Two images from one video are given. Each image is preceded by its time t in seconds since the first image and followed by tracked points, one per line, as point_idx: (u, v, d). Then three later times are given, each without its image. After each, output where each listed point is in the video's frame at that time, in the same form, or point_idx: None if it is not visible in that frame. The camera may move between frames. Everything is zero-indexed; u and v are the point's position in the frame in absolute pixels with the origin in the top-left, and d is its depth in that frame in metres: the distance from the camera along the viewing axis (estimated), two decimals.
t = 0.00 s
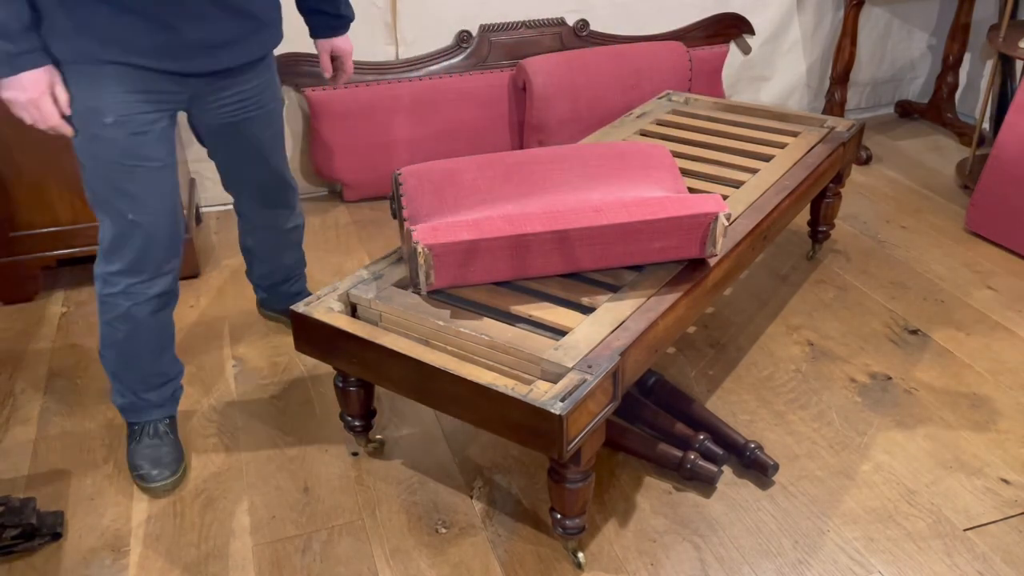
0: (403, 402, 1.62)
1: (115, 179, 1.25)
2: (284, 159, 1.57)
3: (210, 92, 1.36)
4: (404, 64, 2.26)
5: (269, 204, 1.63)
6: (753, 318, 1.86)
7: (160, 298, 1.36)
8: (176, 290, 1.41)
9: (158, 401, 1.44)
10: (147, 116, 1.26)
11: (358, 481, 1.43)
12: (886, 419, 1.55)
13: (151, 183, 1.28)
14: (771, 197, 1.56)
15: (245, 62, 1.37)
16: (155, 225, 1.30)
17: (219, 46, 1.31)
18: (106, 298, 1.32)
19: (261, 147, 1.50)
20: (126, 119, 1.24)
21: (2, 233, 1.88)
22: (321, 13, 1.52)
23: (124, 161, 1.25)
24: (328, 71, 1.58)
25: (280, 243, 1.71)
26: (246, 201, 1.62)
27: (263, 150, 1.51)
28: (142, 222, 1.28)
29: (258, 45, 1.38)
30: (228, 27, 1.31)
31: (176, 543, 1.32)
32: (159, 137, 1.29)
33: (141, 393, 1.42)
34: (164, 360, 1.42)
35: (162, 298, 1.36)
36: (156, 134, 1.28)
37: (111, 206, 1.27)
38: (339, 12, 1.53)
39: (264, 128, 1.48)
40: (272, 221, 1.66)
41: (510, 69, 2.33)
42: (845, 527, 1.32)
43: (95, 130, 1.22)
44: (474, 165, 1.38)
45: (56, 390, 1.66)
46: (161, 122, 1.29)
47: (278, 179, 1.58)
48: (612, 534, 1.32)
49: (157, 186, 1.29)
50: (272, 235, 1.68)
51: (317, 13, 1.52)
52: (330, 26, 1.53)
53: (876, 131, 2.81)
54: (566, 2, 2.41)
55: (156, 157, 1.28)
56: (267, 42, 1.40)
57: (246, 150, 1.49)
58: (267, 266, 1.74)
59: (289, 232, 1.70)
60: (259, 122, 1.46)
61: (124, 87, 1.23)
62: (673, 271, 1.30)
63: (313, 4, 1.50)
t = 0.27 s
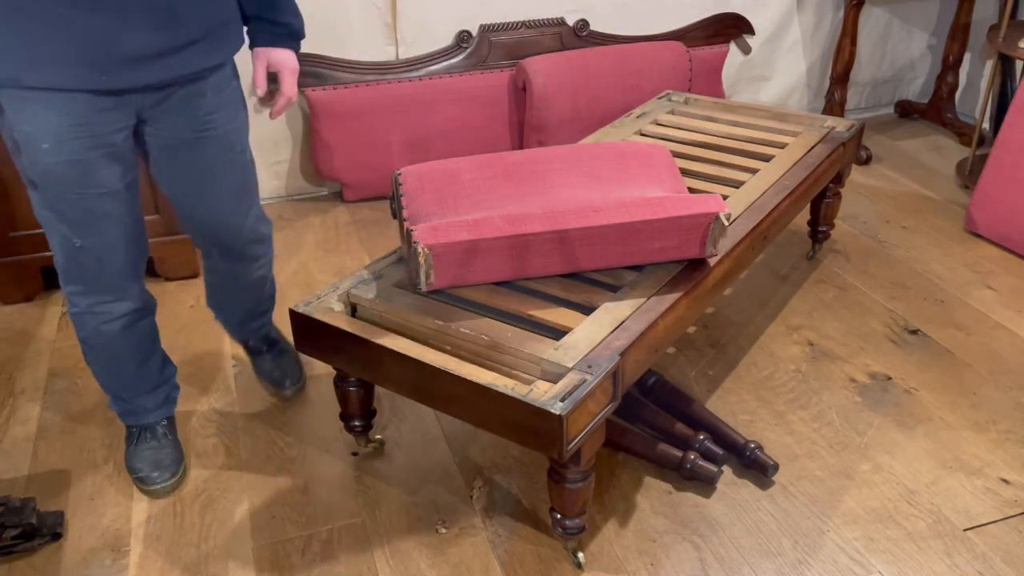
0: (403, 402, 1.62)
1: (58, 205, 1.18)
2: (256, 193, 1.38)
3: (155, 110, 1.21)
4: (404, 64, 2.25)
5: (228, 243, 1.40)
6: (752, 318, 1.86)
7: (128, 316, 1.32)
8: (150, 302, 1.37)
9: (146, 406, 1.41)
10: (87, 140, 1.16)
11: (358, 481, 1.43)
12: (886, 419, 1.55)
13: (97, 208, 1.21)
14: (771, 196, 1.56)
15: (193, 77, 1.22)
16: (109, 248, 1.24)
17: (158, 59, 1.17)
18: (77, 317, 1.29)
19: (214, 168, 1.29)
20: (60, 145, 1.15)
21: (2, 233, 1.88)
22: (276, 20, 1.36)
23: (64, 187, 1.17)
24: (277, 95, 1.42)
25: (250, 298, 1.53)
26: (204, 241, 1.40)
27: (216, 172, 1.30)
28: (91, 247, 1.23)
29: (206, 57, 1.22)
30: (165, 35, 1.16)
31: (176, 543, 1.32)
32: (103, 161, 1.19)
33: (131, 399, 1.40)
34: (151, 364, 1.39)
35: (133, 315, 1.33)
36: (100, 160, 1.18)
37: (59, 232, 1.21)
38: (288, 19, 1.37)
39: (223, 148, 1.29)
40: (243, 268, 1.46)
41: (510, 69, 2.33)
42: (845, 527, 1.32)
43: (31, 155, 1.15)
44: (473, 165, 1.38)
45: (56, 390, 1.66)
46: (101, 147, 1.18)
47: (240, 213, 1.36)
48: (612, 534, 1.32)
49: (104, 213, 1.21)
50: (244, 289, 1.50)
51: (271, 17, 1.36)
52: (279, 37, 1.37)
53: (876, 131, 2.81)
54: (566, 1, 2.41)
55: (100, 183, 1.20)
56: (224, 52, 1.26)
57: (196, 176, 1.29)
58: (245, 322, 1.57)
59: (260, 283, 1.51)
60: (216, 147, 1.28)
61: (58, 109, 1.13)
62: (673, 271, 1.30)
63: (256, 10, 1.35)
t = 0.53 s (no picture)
0: (404, 402, 1.62)
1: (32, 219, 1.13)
2: (236, 233, 1.23)
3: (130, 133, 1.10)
4: (404, 64, 2.25)
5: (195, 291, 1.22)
6: (753, 318, 1.86)
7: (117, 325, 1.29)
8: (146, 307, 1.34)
9: (155, 416, 1.42)
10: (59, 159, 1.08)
11: (358, 481, 1.43)
12: (886, 419, 1.55)
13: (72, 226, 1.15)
14: (771, 196, 1.56)
15: (174, 102, 1.10)
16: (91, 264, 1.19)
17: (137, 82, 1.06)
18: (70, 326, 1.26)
19: (187, 200, 1.15)
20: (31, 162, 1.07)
21: (3, 233, 1.88)
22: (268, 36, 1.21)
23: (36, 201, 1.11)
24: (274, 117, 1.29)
25: (221, 373, 1.30)
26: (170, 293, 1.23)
27: (190, 209, 1.15)
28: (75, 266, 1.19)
29: (189, 77, 1.10)
30: (142, 56, 1.05)
31: (176, 543, 1.32)
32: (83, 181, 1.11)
33: (132, 400, 1.39)
34: (150, 363, 1.38)
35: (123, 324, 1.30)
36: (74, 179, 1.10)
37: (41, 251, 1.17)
38: (281, 31, 1.22)
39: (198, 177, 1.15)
40: (213, 329, 1.26)
41: (510, 69, 2.33)
42: (845, 527, 1.32)
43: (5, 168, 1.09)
44: (473, 165, 1.38)
45: (56, 390, 1.66)
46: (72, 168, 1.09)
47: (213, 259, 1.20)
48: (612, 534, 1.32)
49: (86, 237, 1.16)
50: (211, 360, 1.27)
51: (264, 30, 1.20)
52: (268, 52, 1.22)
53: (876, 131, 2.81)
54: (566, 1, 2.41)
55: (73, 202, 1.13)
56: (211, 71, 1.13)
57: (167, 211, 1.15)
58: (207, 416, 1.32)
59: (232, 355, 1.29)
60: (192, 177, 1.14)
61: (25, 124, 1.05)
62: (673, 271, 1.30)
63: (246, 21, 1.19)
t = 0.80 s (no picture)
0: (403, 402, 1.62)
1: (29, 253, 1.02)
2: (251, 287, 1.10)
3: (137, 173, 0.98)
4: (404, 64, 2.25)
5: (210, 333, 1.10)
6: (753, 318, 1.86)
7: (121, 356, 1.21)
8: (151, 337, 1.25)
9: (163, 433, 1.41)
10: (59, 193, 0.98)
11: (358, 482, 1.43)
12: (886, 419, 1.55)
13: (73, 260, 1.04)
14: (771, 196, 1.56)
15: (190, 141, 0.97)
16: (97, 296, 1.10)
17: (148, 119, 0.93)
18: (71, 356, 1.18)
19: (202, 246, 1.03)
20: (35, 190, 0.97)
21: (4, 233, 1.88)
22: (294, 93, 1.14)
23: (36, 235, 1.01)
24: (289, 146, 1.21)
25: (238, 418, 1.17)
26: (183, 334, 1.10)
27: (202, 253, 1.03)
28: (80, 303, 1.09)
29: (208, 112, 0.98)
30: (155, 92, 0.92)
31: (176, 543, 1.32)
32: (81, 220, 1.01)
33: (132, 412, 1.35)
34: (150, 381, 1.32)
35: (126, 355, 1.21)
36: (76, 210, 1.00)
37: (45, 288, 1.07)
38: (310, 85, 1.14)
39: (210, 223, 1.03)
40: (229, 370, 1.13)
41: (510, 69, 2.33)
42: (845, 527, 1.32)
43: None
44: (474, 165, 1.38)
45: (56, 390, 1.66)
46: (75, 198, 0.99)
47: (230, 300, 1.08)
48: (612, 534, 1.32)
49: (94, 274, 1.07)
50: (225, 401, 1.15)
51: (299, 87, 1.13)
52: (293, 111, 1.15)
53: (876, 131, 2.81)
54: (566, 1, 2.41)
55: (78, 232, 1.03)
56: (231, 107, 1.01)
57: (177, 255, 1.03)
58: (223, 461, 1.19)
59: (251, 400, 1.17)
60: (207, 216, 1.02)
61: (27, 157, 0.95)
62: (673, 271, 1.30)
63: (281, 75, 1.12)
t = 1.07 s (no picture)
0: (403, 402, 1.62)
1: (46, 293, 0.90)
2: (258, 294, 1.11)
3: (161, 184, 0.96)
4: (404, 64, 2.25)
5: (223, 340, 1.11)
6: (753, 318, 1.86)
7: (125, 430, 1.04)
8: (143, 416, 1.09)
9: (128, 531, 1.12)
10: (86, 213, 0.88)
11: (358, 482, 1.43)
12: (886, 419, 1.55)
13: (96, 296, 0.93)
14: (771, 197, 1.56)
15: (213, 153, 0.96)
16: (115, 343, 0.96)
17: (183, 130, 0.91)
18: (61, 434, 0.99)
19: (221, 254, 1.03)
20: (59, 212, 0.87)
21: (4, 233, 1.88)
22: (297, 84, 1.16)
23: (57, 269, 0.88)
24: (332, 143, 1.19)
25: (244, 420, 1.18)
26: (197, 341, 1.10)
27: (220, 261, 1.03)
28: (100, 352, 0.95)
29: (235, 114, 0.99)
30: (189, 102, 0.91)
31: (176, 543, 1.32)
32: (102, 250, 0.91)
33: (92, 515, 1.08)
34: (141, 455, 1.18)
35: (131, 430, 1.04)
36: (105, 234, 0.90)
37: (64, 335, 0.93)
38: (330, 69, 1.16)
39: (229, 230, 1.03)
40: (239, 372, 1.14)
41: (510, 69, 2.33)
42: (844, 527, 1.32)
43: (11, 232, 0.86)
44: (475, 166, 1.38)
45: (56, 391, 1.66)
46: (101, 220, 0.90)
47: (243, 306, 1.09)
48: (612, 534, 1.32)
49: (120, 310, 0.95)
50: (234, 404, 1.16)
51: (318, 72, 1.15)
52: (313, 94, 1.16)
53: (876, 131, 2.81)
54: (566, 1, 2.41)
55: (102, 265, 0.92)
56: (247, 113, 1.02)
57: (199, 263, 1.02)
58: (227, 461, 1.19)
59: (256, 400, 1.17)
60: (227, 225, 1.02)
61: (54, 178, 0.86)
62: (673, 271, 1.30)
63: (302, 64, 1.14)
